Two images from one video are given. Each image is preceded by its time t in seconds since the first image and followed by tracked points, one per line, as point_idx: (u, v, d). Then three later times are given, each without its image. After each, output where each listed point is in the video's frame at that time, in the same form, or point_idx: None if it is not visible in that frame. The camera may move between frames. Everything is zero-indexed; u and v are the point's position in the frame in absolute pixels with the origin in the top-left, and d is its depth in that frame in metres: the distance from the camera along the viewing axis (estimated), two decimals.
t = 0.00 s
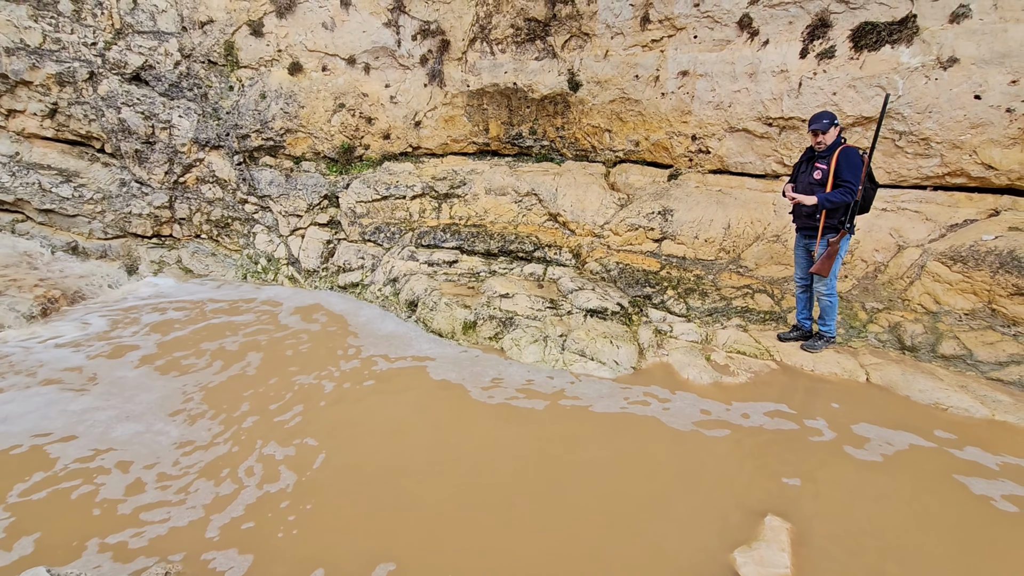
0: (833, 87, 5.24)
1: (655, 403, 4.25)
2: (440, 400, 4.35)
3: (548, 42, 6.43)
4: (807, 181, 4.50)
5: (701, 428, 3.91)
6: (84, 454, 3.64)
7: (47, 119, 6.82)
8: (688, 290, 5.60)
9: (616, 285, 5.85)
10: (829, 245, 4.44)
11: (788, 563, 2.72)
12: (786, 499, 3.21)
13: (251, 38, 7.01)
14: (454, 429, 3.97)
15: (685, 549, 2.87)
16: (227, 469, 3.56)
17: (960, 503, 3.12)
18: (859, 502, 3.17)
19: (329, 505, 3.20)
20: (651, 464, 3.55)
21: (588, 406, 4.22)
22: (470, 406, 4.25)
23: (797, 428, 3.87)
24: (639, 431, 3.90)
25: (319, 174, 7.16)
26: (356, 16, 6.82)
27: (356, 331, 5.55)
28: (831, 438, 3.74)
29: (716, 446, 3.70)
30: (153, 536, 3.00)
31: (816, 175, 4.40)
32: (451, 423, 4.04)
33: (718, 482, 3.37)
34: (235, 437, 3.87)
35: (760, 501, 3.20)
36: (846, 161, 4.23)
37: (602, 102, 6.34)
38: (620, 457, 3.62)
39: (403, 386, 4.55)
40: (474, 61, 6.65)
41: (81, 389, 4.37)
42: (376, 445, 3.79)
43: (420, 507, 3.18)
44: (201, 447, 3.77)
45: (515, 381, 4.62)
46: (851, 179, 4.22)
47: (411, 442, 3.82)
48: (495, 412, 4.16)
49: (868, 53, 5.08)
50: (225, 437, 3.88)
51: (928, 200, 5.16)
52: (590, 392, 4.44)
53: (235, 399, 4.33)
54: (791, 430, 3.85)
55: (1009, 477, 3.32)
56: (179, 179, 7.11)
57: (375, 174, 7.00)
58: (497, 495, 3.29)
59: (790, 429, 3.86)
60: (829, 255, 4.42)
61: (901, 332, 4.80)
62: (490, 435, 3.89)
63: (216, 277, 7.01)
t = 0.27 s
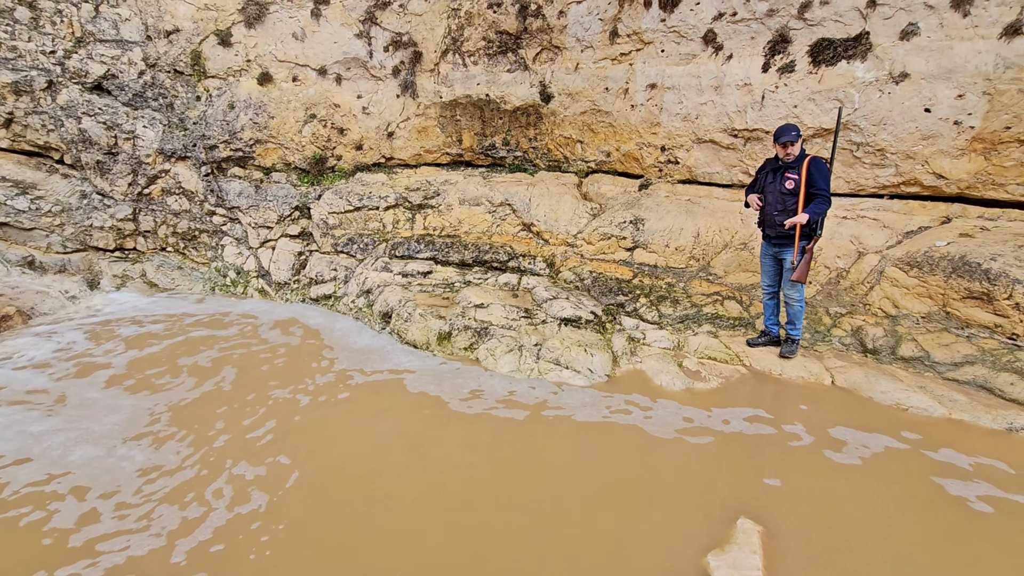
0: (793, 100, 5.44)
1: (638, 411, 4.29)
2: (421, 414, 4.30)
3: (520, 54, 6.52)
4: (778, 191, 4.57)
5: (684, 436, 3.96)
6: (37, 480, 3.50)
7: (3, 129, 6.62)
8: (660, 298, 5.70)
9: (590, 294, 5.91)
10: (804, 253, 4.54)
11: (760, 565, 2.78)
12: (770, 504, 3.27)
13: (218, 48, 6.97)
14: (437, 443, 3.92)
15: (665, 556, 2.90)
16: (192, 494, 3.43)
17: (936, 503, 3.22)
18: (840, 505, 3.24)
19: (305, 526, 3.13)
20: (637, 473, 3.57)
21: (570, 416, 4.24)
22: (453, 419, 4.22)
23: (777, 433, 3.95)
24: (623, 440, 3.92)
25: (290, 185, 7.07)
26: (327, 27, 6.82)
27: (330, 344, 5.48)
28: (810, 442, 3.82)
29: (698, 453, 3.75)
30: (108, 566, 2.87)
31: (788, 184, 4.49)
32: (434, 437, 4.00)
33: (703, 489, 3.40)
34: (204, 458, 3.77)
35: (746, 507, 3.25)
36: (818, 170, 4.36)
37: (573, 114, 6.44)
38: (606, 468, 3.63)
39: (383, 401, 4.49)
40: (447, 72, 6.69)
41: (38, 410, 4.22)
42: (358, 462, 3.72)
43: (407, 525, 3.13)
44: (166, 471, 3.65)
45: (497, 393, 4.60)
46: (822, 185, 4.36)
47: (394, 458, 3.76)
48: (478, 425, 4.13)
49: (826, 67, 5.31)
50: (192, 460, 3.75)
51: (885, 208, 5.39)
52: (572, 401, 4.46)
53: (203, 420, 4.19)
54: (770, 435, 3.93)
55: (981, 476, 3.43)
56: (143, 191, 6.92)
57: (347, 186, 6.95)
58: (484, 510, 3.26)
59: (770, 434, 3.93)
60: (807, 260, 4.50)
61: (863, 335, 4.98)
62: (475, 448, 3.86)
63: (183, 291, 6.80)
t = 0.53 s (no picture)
0: (743, 116, 5.68)
1: (610, 421, 4.34)
2: (394, 432, 4.23)
3: (480, 69, 6.59)
4: (740, 203, 4.73)
5: (658, 443, 4.03)
6: None
7: None
8: (622, 307, 5.80)
9: (554, 304, 5.97)
10: (764, 261, 4.73)
11: (723, 567, 2.88)
12: (745, 510, 3.35)
13: (170, 60, 6.76)
14: (414, 462, 3.86)
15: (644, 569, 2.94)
16: (141, 529, 3.27)
17: (900, 503, 3.36)
18: (811, 508, 3.35)
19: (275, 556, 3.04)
20: (615, 485, 3.60)
21: (544, 428, 4.25)
22: (428, 435, 4.18)
23: (747, 437, 4.06)
24: (599, 451, 3.95)
25: (247, 200, 6.90)
26: (284, 40, 6.73)
27: (292, 362, 5.35)
28: (779, 446, 3.94)
29: (673, 460, 3.82)
30: None
31: (750, 196, 4.68)
32: (410, 456, 3.93)
33: (680, 498, 3.46)
34: (156, 488, 3.61)
35: (722, 514, 3.32)
36: (777, 182, 4.60)
37: (534, 127, 6.53)
38: (584, 481, 3.65)
39: (354, 420, 4.40)
40: (408, 86, 6.69)
41: None
42: (331, 486, 3.63)
43: (386, 551, 3.07)
44: (116, 505, 3.48)
45: (470, 408, 4.57)
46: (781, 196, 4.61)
47: (369, 480, 3.68)
48: (453, 442, 4.10)
49: (772, 84, 5.58)
50: (145, 491, 3.59)
51: (831, 218, 5.66)
52: (545, 413, 4.47)
53: (157, 449, 4.01)
54: (741, 440, 4.03)
55: (940, 475, 3.60)
56: (89, 207, 6.65)
57: (307, 200, 6.83)
58: (465, 531, 3.22)
59: (740, 439, 4.04)
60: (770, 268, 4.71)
61: (814, 339, 5.20)
62: (452, 466, 3.82)
63: (133, 311, 6.49)
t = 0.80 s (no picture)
0: (697, 129, 5.87)
1: (585, 432, 4.36)
2: (368, 453, 4.13)
3: (441, 83, 6.63)
4: (703, 214, 4.88)
5: (634, 452, 4.07)
6: None
7: None
8: (586, 317, 5.87)
9: (520, 316, 6.00)
10: (730, 268, 4.91)
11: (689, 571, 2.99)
12: (723, 517, 3.41)
13: (117, 73, 6.55)
14: (391, 484, 3.78)
15: None
16: (85, 572, 3.09)
17: (870, 503, 3.48)
18: (785, 512, 3.44)
19: None
20: (595, 498, 3.61)
21: (519, 442, 4.23)
22: (403, 454, 4.10)
23: (719, 443, 4.15)
24: (576, 463, 3.97)
25: (202, 216, 6.66)
26: (238, 54, 6.60)
27: (252, 384, 5.18)
28: (751, 450, 4.04)
29: (651, 469, 3.87)
30: None
31: (713, 207, 4.83)
32: (387, 478, 3.84)
33: (660, 508, 3.50)
34: (104, 525, 3.43)
35: (700, 523, 3.38)
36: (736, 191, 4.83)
37: (496, 141, 6.59)
38: (564, 495, 3.65)
39: (324, 442, 4.28)
40: (368, 100, 6.65)
41: None
42: (305, 513, 3.51)
43: None
44: (59, 548, 3.27)
45: (445, 424, 4.50)
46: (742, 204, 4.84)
47: (345, 505, 3.58)
48: (429, 460, 4.03)
49: (724, 99, 5.80)
50: (92, 530, 3.39)
51: (783, 226, 5.90)
52: (520, 427, 4.46)
53: (108, 482, 3.81)
54: (714, 446, 4.11)
55: (906, 473, 3.75)
56: (29, 226, 6.37)
57: (265, 216, 6.67)
58: (448, 555, 3.17)
59: (713, 445, 4.12)
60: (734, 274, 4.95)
61: (770, 343, 5.38)
62: (433, 487, 3.75)
63: (78, 334, 6.17)
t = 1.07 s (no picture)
0: (659, 139, 6.03)
1: (564, 440, 4.37)
2: (345, 472, 4.03)
3: (406, 94, 6.65)
4: (668, 222, 4.99)
5: (614, 459, 4.10)
6: None
7: None
8: (555, 325, 5.90)
9: (489, 326, 5.98)
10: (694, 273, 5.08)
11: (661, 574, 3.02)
12: (704, 522, 3.47)
13: (65, 83, 6.34)
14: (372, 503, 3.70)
15: None
16: None
17: (845, 502, 3.59)
18: (764, 513, 3.52)
19: None
20: (579, 508, 3.62)
21: (498, 453, 4.21)
22: (382, 472, 4.02)
23: (696, 447, 4.22)
24: (557, 473, 3.97)
25: (158, 230, 6.51)
26: (195, 64, 6.49)
27: (216, 402, 5.01)
28: (728, 453, 4.13)
29: (632, 476, 3.90)
30: None
31: (677, 216, 4.96)
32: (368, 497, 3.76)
33: (643, 515, 3.53)
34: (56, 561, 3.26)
35: (683, 528, 3.42)
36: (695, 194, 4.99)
37: (462, 151, 6.62)
38: (548, 506, 3.65)
39: (298, 462, 4.16)
40: (332, 111, 6.65)
41: None
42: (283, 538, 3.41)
43: None
44: None
45: (422, 438, 4.44)
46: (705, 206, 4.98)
47: (326, 527, 3.49)
48: (409, 476, 3.96)
49: (683, 110, 5.98)
50: (43, 568, 3.21)
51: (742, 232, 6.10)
52: (498, 437, 4.44)
53: (62, 515, 3.62)
54: (692, 450, 4.18)
55: (877, 471, 3.88)
56: None
57: (225, 229, 6.56)
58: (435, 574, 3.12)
59: (691, 449, 4.19)
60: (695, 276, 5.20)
61: (733, 346, 5.54)
62: (415, 504, 3.69)
63: (25, 356, 5.84)
